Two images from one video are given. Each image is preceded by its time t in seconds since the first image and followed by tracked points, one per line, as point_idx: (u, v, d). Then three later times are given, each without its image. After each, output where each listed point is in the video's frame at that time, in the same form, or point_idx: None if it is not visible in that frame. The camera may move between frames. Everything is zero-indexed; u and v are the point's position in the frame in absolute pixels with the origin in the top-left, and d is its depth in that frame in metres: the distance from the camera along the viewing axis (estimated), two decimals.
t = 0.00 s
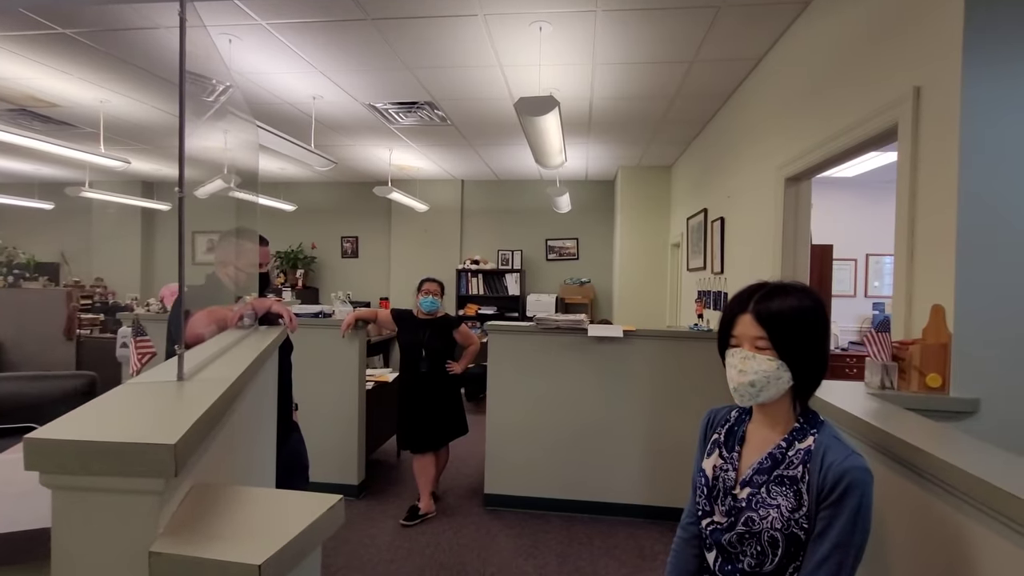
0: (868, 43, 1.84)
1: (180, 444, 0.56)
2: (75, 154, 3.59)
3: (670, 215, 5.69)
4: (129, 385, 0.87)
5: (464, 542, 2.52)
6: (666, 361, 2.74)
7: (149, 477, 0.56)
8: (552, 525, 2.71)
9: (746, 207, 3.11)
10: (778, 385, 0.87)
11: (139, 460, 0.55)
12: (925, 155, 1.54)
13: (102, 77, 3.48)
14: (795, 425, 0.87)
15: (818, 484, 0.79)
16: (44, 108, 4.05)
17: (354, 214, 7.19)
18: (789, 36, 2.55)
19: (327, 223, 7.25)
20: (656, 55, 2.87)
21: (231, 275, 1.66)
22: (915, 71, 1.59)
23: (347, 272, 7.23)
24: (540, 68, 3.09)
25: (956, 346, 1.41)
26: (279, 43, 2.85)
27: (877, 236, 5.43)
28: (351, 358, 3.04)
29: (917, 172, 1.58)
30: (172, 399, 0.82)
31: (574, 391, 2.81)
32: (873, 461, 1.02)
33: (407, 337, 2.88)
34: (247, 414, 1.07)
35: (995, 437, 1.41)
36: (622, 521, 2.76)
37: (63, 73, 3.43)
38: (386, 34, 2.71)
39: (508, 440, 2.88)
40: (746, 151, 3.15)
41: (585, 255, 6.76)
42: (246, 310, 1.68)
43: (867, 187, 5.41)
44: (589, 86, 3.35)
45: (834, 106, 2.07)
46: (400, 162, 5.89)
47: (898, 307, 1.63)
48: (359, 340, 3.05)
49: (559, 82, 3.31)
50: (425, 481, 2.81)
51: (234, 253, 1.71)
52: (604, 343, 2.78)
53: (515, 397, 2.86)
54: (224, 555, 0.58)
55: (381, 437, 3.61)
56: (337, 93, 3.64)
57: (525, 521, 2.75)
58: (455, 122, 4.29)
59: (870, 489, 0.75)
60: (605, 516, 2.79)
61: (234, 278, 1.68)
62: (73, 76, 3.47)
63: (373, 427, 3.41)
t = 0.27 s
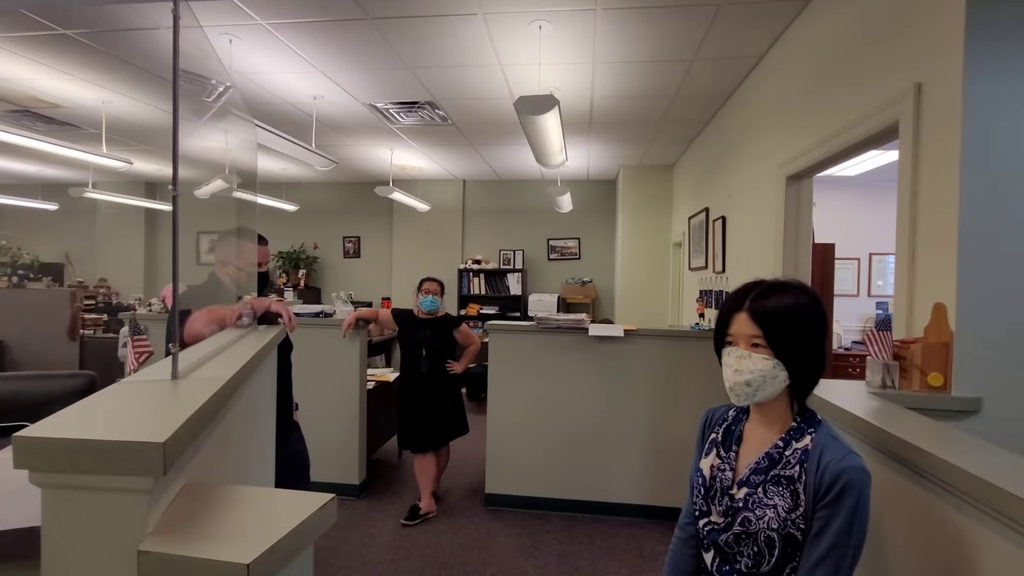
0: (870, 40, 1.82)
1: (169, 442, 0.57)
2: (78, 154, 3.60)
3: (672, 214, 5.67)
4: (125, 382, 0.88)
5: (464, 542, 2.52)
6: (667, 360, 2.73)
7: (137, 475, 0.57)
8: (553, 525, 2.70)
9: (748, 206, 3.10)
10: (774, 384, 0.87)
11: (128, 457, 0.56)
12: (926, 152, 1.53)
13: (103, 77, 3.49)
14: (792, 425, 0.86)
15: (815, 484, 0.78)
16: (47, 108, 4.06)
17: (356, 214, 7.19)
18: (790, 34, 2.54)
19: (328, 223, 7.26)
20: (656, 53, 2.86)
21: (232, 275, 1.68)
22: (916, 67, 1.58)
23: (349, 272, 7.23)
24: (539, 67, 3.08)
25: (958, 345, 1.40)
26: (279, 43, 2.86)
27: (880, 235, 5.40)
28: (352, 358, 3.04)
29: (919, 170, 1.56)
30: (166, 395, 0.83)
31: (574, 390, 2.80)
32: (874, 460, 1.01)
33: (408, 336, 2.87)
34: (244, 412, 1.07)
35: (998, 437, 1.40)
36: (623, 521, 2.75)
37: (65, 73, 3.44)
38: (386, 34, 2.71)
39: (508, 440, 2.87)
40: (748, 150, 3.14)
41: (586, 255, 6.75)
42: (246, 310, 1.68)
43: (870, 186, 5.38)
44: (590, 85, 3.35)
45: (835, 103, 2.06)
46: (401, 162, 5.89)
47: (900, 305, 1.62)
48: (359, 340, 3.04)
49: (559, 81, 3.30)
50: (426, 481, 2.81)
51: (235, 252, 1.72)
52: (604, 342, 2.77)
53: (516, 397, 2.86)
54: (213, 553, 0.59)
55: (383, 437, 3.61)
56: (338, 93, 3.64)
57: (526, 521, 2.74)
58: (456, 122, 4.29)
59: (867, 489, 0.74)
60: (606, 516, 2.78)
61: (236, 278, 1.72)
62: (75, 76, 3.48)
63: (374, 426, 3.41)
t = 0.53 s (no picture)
0: (872, 37, 1.81)
1: (164, 439, 0.58)
2: (82, 155, 3.62)
3: (675, 213, 5.66)
4: (124, 380, 0.89)
5: (466, 541, 2.52)
6: (669, 359, 2.72)
7: (134, 470, 0.58)
8: (555, 524, 2.70)
9: (750, 205, 3.09)
10: (772, 382, 0.87)
11: (124, 453, 0.57)
12: (928, 150, 1.52)
13: (107, 78, 3.51)
14: (791, 422, 0.86)
15: (814, 482, 0.78)
16: (52, 109, 4.09)
17: (359, 213, 7.20)
18: (792, 32, 2.53)
19: (332, 223, 7.27)
20: (657, 51, 2.85)
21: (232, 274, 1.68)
22: (919, 65, 1.57)
23: (352, 272, 7.24)
24: (541, 66, 3.08)
25: (962, 343, 1.39)
26: (282, 44, 2.87)
27: (885, 234, 5.37)
28: (355, 357, 3.04)
29: (921, 169, 1.56)
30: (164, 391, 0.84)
31: (576, 390, 2.80)
32: (874, 459, 1.01)
33: (410, 336, 2.88)
34: (244, 410, 1.08)
35: (1001, 436, 1.39)
36: (625, 520, 2.74)
37: (69, 74, 3.46)
38: (388, 34, 2.72)
39: (510, 439, 2.87)
40: (750, 148, 3.13)
41: (589, 254, 6.74)
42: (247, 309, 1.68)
43: (874, 184, 5.35)
44: (592, 84, 3.34)
45: (838, 101, 2.04)
46: (404, 162, 5.90)
47: (903, 303, 1.61)
48: (362, 340, 3.05)
49: (561, 80, 3.30)
50: (428, 480, 2.81)
51: (237, 252, 1.72)
52: (606, 342, 2.77)
53: (518, 396, 2.86)
54: (209, 548, 0.59)
55: (385, 436, 3.61)
56: (340, 93, 3.65)
57: (528, 521, 2.74)
58: (458, 121, 4.29)
59: (866, 487, 0.74)
60: (609, 516, 2.78)
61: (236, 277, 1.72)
62: (79, 77, 3.50)
63: (377, 426, 3.41)
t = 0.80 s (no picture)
0: (874, 32, 1.80)
1: (161, 431, 0.59)
2: (85, 153, 3.63)
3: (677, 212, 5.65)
4: (123, 375, 0.90)
5: (467, 538, 2.52)
6: (671, 357, 2.71)
7: (129, 462, 0.58)
8: (556, 521, 2.70)
9: (752, 203, 3.08)
10: (772, 377, 0.87)
11: (120, 445, 0.57)
12: (931, 146, 1.51)
13: (109, 76, 3.52)
14: (791, 418, 0.86)
15: (813, 478, 0.78)
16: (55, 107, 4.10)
17: (361, 212, 7.21)
18: (794, 27, 2.51)
19: (334, 222, 7.28)
20: (659, 48, 2.84)
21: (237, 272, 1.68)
22: (921, 60, 1.56)
23: (354, 270, 7.26)
24: (542, 63, 3.07)
25: (964, 339, 1.38)
26: (283, 41, 2.87)
27: (888, 231, 5.34)
28: (356, 355, 3.05)
29: (923, 164, 1.55)
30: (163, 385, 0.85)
31: (577, 387, 2.79)
32: (874, 455, 1.00)
33: (411, 333, 2.88)
34: (244, 405, 1.08)
35: (1005, 432, 1.38)
36: (627, 518, 2.74)
37: (72, 72, 3.46)
38: (389, 31, 2.72)
39: (512, 437, 2.87)
40: (752, 146, 3.11)
41: (591, 252, 6.73)
42: (251, 306, 1.69)
43: (877, 182, 5.33)
44: (593, 82, 3.33)
45: (840, 97, 2.03)
46: (406, 160, 5.90)
47: (905, 300, 1.60)
48: (363, 337, 3.05)
49: (562, 77, 3.29)
50: (429, 477, 2.81)
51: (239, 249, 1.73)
52: (607, 339, 2.76)
53: (519, 393, 2.86)
54: (204, 540, 0.60)
55: (387, 433, 3.62)
56: (341, 91, 3.65)
57: (529, 518, 2.74)
58: (460, 119, 4.29)
59: (866, 483, 0.73)
60: (610, 513, 2.78)
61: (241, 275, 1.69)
62: (82, 75, 3.51)
63: (378, 423, 3.42)
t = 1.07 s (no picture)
0: (879, 29, 1.79)
1: (161, 428, 0.59)
2: (89, 152, 3.64)
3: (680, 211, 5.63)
4: (124, 373, 0.90)
5: (469, 537, 2.52)
6: (673, 356, 2.71)
7: (130, 459, 0.58)
8: (558, 521, 2.70)
9: (756, 202, 3.06)
10: (774, 376, 0.86)
11: (121, 443, 0.58)
12: (935, 143, 1.50)
13: (113, 76, 3.53)
14: (794, 417, 0.85)
15: (816, 477, 0.77)
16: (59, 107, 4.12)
17: (364, 211, 7.22)
18: (798, 25, 2.50)
19: (337, 221, 7.29)
20: (661, 46, 2.84)
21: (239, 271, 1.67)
22: (926, 57, 1.55)
23: (357, 269, 7.27)
24: (544, 62, 3.07)
25: (969, 338, 1.38)
26: (285, 41, 2.87)
27: (893, 230, 5.31)
28: (359, 354, 3.05)
29: (928, 162, 1.54)
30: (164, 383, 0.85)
31: (580, 386, 2.79)
32: (878, 454, 1.00)
33: (414, 332, 2.88)
34: (245, 404, 1.08)
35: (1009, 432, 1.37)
36: (629, 517, 2.74)
37: (77, 72, 3.48)
38: (391, 30, 2.72)
39: (514, 436, 2.87)
40: (755, 144, 3.10)
41: (594, 252, 6.72)
42: (252, 304, 1.69)
43: (882, 181, 5.30)
44: (596, 80, 3.32)
45: (844, 95, 2.02)
46: (408, 160, 5.90)
47: (909, 299, 1.60)
48: (366, 336, 3.05)
49: (564, 76, 3.28)
50: (432, 477, 2.81)
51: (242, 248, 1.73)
52: (610, 338, 2.76)
53: (521, 393, 2.85)
54: (204, 537, 0.60)
55: (390, 432, 3.62)
56: (344, 90, 3.65)
57: (531, 517, 2.74)
58: (462, 118, 4.29)
59: (869, 482, 0.73)
60: (613, 512, 2.77)
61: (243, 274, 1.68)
62: (86, 74, 3.52)
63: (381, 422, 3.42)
